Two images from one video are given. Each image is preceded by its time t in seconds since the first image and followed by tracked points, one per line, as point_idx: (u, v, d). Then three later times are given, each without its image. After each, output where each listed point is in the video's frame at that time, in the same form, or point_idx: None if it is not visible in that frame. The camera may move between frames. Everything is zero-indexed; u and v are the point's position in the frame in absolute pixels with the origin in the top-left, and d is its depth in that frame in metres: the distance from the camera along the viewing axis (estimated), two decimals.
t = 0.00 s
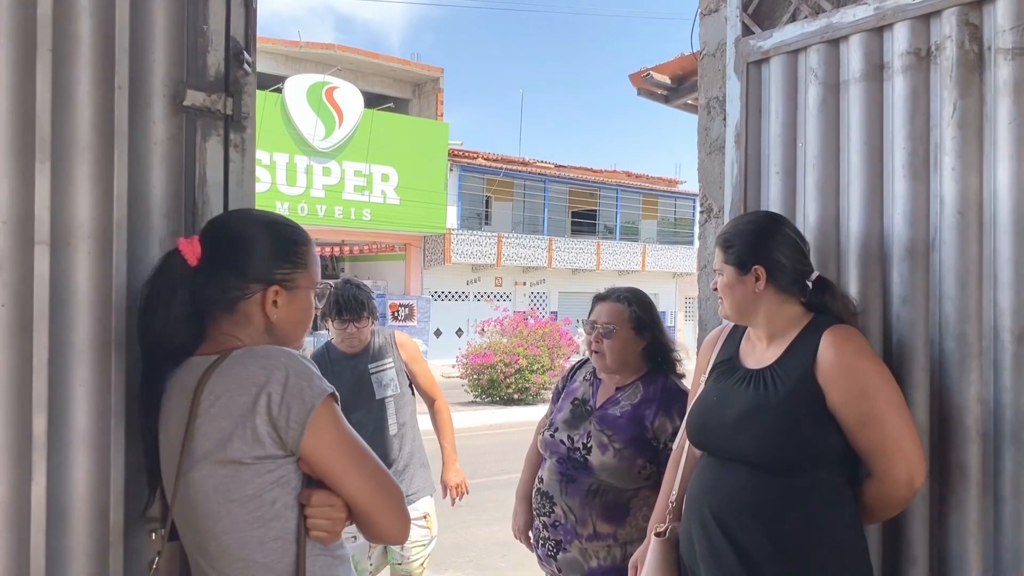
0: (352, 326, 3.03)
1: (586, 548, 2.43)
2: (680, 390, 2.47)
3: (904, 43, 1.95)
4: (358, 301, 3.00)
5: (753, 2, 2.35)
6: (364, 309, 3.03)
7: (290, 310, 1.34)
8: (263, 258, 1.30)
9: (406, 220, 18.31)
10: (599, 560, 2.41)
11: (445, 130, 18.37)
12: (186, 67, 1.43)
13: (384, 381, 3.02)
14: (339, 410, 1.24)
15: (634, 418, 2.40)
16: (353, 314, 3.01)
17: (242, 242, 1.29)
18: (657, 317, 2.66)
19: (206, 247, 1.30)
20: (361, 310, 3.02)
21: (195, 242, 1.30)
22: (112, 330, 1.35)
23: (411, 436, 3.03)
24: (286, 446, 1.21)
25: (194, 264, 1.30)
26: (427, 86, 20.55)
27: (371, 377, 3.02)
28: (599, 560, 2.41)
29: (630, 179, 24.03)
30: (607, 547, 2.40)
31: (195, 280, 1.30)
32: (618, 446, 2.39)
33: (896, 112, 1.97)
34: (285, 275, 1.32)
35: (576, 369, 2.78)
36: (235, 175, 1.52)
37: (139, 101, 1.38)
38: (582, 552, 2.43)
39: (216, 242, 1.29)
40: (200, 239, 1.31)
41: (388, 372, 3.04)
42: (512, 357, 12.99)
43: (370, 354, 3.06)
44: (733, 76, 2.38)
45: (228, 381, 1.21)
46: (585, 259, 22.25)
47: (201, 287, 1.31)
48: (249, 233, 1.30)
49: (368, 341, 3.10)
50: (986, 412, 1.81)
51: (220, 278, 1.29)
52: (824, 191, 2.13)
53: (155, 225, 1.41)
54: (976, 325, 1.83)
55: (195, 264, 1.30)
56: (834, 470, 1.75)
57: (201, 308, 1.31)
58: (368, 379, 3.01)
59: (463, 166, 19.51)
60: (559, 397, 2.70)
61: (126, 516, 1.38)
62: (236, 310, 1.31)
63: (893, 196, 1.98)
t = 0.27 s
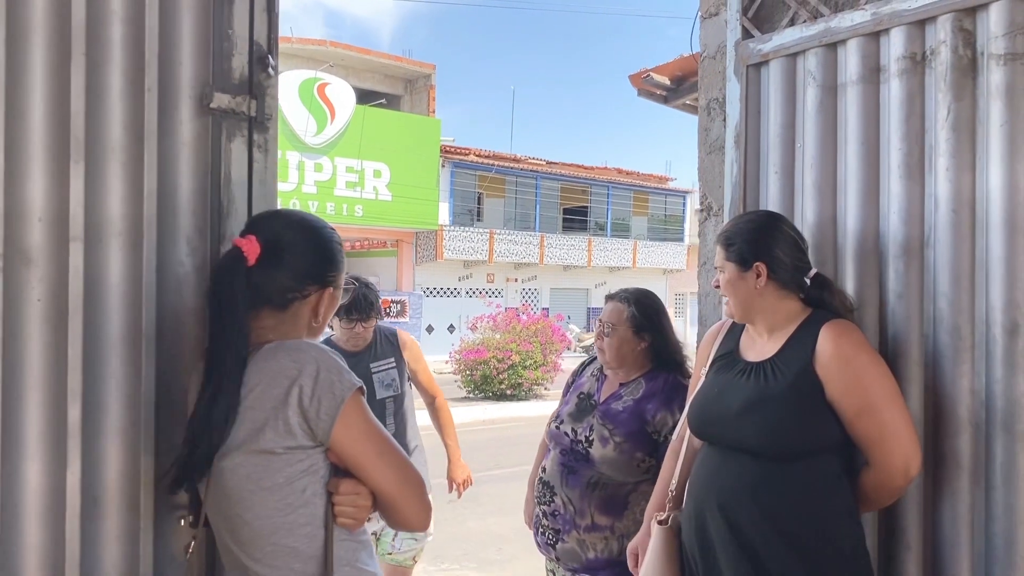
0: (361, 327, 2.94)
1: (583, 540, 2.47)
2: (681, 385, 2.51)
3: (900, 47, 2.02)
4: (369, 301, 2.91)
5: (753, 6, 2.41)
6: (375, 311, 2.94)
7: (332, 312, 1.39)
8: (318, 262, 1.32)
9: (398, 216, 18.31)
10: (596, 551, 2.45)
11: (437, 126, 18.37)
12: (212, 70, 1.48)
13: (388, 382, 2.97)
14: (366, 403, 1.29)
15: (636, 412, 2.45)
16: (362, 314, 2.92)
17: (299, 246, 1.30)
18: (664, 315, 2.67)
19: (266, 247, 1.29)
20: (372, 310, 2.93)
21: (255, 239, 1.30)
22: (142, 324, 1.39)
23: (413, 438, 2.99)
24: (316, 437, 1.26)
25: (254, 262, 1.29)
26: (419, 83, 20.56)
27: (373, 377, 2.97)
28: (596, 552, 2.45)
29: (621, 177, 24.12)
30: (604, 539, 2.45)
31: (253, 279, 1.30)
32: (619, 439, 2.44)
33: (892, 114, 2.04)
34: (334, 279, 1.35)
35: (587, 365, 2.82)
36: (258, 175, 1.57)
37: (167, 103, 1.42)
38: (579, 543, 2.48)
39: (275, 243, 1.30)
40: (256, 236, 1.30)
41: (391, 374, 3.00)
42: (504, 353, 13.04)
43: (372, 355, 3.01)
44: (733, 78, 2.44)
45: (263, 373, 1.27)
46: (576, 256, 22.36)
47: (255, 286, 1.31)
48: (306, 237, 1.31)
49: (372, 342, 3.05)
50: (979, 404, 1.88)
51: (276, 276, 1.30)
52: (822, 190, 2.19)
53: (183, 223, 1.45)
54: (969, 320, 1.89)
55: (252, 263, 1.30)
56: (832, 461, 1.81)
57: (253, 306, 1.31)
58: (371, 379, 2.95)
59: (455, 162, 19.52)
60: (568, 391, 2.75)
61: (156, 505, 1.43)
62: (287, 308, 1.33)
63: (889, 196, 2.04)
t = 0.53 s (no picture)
0: (374, 327, 2.76)
1: (583, 531, 2.52)
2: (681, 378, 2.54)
3: (896, 51, 2.07)
4: (387, 302, 2.72)
5: (751, 9, 2.46)
6: (393, 312, 2.77)
7: (351, 307, 1.44)
8: (340, 258, 1.35)
9: (390, 213, 18.31)
10: (596, 543, 2.49)
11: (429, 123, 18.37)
12: (229, 72, 1.51)
13: (395, 384, 2.83)
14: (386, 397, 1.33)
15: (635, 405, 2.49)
16: (378, 315, 2.74)
17: (323, 242, 1.34)
18: (664, 311, 2.71)
19: (293, 244, 1.33)
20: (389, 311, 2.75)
21: (282, 237, 1.34)
22: (162, 320, 1.43)
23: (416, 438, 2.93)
24: (338, 428, 1.30)
25: (281, 258, 1.33)
26: (411, 79, 20.53)
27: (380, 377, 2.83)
28: (596, 543, 2.49)
29: (613, 174, 24.20)
30: (603, 530, 2.48)
31: (280, 274, 1.34)
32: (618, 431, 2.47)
33: (888, 116, 2.09)
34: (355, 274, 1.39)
35: (588, 361, 2.88)
36: (273, 174, 1.60)
37: (186, 105, 1.46)
38: (580, 534, 2.52)
39: (300, 240, 1.33)
40: (282, 233, 1.35)
41: (398, 375, 2.85)
42: (497, 350, 13.10)
43: (381, 353, 2.84)
44: (731, 80, 2.49)
45: (287, 366, 1.31)
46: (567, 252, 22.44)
47: (282, 281, 1.34)
48: (328, 234, 1.35)
49: (382, 340, 2.87)
50: (971, 398, 1.94)
51: (301, 273, 1.34)
52: (818, 190, 2.24)
53: (201, 222, 1.49)
54: (962, 317, 1.95)
55: (280, 259, 1.34)
56: (833, 450, 1.83)
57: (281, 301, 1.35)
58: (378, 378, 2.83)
59: (447, 158, 19.52)
60: (570, 385, 2.80)
61: (175, 496, 1.47)
62: (311, 303, 1.37)
63: (884, 196, 2.10)
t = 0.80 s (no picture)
0: (384, 313, 2.57)
1: (580, 524, 2.55)
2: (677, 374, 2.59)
3: (888, 54, 2.11)
4: (398, 285, 2.54)
5: (746, 11, 2.50)
6: (403, 298, 2.58)
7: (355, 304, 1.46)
8: (343, 257, 1.37)
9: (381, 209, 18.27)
10: (593, 535, 2.52)
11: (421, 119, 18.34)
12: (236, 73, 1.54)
13: (404, 373, 2.67)
14: (392, 391, 1.36)
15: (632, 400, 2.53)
16: (388, 300, 2.54)
17: (327, 240, 1.36)
18: (656, 304, 2.74)
19: (297, 242, 1.36)
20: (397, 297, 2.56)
21: (288, 235, 1.37)
22: (171, 317, 1.46)
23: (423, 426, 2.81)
24: (346, 422, 1.33)
25: (286, 256, 1.36)
26: (403, 75, 20.50)
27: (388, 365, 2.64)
28: (593, 536, 2.52)
29: (604, 171, 24.26)
30: (600, 523, 2.52)
31: (285, 272, 1.36)
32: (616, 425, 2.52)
33: (880, 117, 2.13)
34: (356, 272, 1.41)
35: (587, 357, 2.89)
36: (279, 174, 1.62)
37: (195, 105, 1.48)
38: (577, 527, 2.56)
39: (303, 238, 1.36)
40: (287, 231, 1.37)
41: (407, 362, 2.68)
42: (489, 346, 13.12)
43: (389, 339, 2.67)
44: (727, 81, 2.53)
45: (293, 362, 1.33)
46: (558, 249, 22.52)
47: (291, 279, 1.36)
48: (330, 233, 1.37)
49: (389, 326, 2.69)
50: (960, 393, 1.98)
51: (306, 270, 1.36)
52: (812, 190, 2.28)
53: (209, 221, 1.51)
54: (952, 314, 1.99)
55: (286, 257, 1.36)
56: (818, 446, 1.86)
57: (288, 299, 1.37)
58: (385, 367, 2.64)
59: (439, 155, 19.50)
60: (569, 380, 2.81)
61: (185, 490, 1.50)
62: (316, 300, 1.39)
63: (877, 196, 2.13)
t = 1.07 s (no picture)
0: (384, 309, 2.56)
1: (572, 519, 2.59)
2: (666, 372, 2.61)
3: (876, 56, 2.13)
4: (398, 280, 2.53)
5: (737, 12, 2.52)
6: (404, 294, 2.58)
7: (348, 301, 1.47)
8: (335, 255, 1.39)
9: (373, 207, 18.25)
10: (585, 530, 2.56)
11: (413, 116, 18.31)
12: (232, 74, 1.56)
13: (404, 369, 2.66)
14: (385, 388, 1.38)
15: (623, 398, 2.56)
16: (388, 296, 2.54)
17: (318, 238, 1.38)
18: (648, 302, 2.77)
19: (289, 240, 1.37)
20: (397, 293, 2.55)
21: (278, 235, 1.38)
22: (168, 315, 1.47)
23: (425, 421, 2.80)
24: (340, 418, 1.35)
25: (278, 256, 1.38)
26: (395, 73, 20.47)
27: (388, 362, 2.63)
28: (585, 531, 2.56)
29: (596, 169, 24.30)
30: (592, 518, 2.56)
31: (277, 271, 1.38)
32: (607, 422, 2.56)
33: (868, 118, 2.16)
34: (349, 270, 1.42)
35: (578, 357, 2.90)
36: (275, 173, 1.65)
37: (191, 106, 1.50)
38: (568, 522, 2.59)
39: (296, 237, 1.37)
40: (277, 230, 1.39)
41: (407, 359, 2.67)
42: (481, 344, 13.13)
43: (389, 335, 2.66)
44: (717, 82, 2.55)
45: (289, 359, 1.35)
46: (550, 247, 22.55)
47: (280, 277, 1.38)
48: (323, 231, 1.38)
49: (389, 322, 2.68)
50: (945, 390, 2.01)
51: (298, 268, 1.37)
52: (801, 189, 2.31)
53: (206, 220, 1.53)
54: (938, 312, 2.02)
55: (275, 256, 1.38)
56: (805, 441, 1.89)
57: (278, 297, 1.40)
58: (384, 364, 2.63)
59: (431, 153, 19.49)
60: (562, 378, 2.83)
61: (182, 486, 1.52)
62: (308, 298, 1.41)
63: (864, 196, 2.16)
